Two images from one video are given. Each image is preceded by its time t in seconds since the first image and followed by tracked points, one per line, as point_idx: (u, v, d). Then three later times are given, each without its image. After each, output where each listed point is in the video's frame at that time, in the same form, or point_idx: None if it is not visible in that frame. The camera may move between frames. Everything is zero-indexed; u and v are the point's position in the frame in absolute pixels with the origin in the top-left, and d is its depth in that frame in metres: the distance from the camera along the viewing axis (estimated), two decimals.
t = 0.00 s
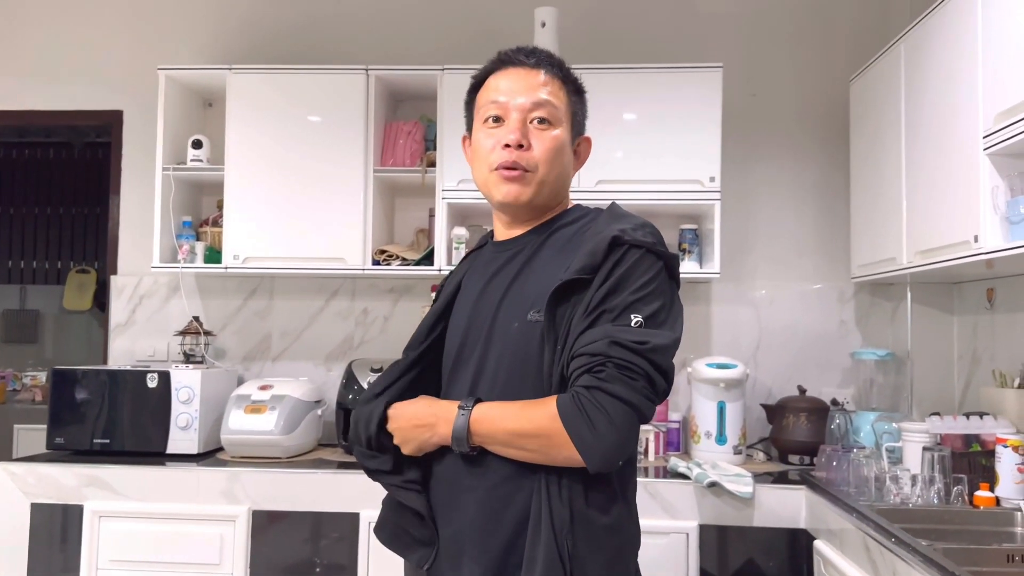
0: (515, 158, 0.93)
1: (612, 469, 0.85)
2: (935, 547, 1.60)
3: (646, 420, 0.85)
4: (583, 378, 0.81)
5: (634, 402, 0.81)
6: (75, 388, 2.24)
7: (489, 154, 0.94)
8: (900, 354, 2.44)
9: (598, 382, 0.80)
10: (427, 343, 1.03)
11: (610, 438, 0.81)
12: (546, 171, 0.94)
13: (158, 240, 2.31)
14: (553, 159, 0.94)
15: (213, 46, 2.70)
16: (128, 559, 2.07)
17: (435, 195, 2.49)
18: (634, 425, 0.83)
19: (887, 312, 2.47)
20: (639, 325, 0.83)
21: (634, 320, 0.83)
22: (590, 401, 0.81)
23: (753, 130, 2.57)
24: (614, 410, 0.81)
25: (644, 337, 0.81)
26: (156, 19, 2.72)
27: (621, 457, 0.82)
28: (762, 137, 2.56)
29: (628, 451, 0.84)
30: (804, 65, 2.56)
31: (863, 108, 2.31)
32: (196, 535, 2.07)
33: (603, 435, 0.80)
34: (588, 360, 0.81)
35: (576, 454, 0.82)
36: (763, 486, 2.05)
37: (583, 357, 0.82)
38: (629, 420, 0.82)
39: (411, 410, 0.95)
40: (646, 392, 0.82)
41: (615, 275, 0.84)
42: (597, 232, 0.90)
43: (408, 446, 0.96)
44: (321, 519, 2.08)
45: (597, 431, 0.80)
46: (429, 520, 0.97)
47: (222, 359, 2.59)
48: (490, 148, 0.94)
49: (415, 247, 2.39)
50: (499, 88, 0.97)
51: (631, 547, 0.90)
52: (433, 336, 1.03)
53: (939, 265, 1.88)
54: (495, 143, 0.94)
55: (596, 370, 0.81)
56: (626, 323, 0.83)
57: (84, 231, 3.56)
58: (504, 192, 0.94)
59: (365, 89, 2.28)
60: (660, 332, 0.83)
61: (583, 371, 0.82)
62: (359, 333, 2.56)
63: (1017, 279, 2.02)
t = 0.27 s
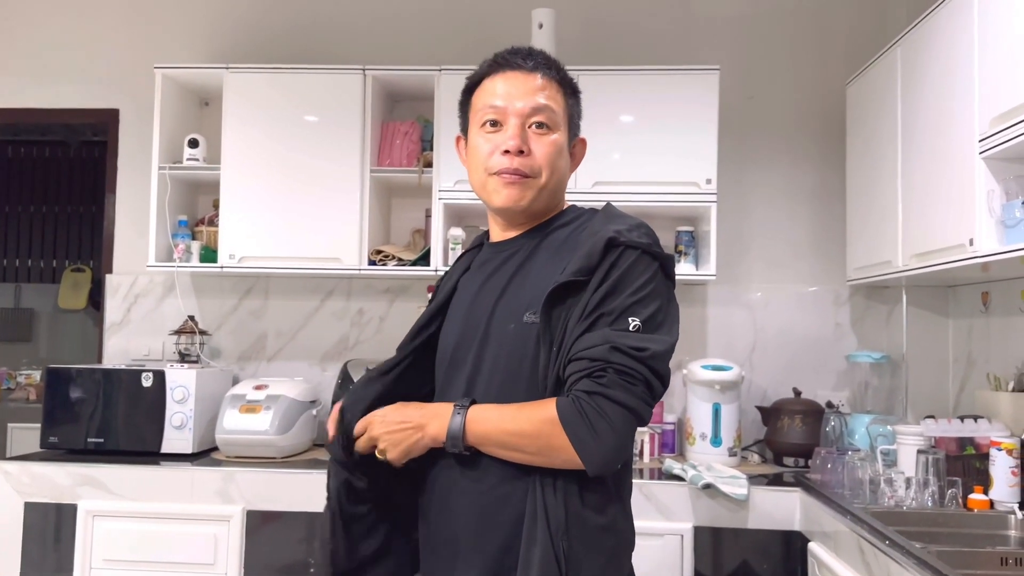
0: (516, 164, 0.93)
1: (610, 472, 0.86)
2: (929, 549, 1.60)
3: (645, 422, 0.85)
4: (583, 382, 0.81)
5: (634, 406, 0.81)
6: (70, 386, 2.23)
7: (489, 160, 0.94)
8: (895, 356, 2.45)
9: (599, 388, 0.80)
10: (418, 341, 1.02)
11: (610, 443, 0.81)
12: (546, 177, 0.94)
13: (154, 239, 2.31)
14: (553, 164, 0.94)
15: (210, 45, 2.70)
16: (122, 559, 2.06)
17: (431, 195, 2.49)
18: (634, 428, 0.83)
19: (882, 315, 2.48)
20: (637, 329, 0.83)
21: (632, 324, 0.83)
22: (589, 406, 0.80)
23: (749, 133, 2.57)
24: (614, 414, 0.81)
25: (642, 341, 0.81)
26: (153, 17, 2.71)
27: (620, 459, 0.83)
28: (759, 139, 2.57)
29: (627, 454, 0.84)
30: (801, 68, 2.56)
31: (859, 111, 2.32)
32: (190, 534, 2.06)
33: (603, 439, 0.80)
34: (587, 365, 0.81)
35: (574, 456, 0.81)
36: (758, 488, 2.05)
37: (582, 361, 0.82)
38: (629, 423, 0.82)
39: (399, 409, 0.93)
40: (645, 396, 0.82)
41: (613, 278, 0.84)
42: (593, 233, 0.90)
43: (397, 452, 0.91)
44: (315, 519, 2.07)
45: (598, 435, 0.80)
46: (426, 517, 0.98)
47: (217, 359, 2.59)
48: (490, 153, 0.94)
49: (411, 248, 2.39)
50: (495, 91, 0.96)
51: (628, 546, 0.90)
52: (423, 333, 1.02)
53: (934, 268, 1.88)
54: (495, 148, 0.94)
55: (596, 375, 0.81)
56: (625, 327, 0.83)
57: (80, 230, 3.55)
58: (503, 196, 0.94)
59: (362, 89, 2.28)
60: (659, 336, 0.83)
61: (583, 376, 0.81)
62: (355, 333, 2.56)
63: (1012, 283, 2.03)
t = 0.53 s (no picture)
0: (514, 167, 0.92)
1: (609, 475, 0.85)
2: (925, 551, 1.60)
3: (641, 426, 0.85)
4: (580, 386, 0.81)
5: (631, 411, 0.81)
6: (65, 384, 2.23)
7: (488, 162, 0.94)
8: (892, 359, 2.45)
9: (597, 393, 0.80)
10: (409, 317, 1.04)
11: (609, 447, 0.81)
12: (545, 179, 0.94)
13: (150, 237, 2.31)
14: (552, 167, 0.94)
15: (208, 43, 2.69)
16: (116, 557, 2.06)
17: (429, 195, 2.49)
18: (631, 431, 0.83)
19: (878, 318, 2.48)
20: (635, 333, 0.83)
21: (630, 328, 0.83)
22: (587, 411, 0.80)
23: (747, 135, 2.57)
24: (612, 419, 0.80)
25: (640, 346, 0.81)
26: (150, 15, 2.71)
27: (617, 463, 0.82)
28: (756, 141, 2.57)
29: (624, 457, 0.84)
30: (799, 70, 2.57)
31: (857, 114, 2.32)
32: (185, 533, 2.06)
33: (601, 444, 0.80)
34: (586, 369, 0.81)
35: (572, 459, 0.81)
36: (753, 490, 2.05)
37: (580, 366, 0.81)
38: (626, 428, 0.82)
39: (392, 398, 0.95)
40: (643, 401, 0.82)
41: (611, 282, 0.84)
42: (591, 236, 0.89)
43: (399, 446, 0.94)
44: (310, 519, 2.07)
45: (596, 441, 0.80)
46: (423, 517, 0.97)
47: (213, 357, 2.58)
48: (486, 155, 0.94)
49: (408, 248, 2.39)
50: (492, 93, 0.95)
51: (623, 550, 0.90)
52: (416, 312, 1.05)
53: (930, 271, 1.88)
54: (493, 150, 0.93)
55: (594, 379, 0.80)
56: (622, 331, 0.83)
57: (76, 227, 3.54)
58: (501, 199, 0.94)
59: (360, 88, 2.27)
60: (656, 339, 0.83)
61: (580, 380, 0.81)
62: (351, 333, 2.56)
63: (1009, 286, 2.03)
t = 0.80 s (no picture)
0: (514, 168, 0.92)
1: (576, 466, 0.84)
2: (919, 555, 1.61)
3: (618, 418, 0.83)
4: (555, 373, 0.81)
5: (604, 399, 0.80)
6: (60, 382, 2.22)
7: (488, 164, 0.94)
8: (887, 363, 2.45)
9: (567, 377, 0.80)
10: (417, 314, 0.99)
11: (577, 435, 0.79)
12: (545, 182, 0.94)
13: (146, 235, 2.30)
14: (553, 169, 0.94)
15: (206, 41, 2.69)
16: (109, 556, 2.05)
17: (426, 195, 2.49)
18: (603, 424, 0.81)
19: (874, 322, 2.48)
20: (615, 324, 0.82)
21: (609, 318, 0.83)
22: (559, 396, 0.80)
23: (745, 137, 2.58)
24: (583, 406, 0.79)
25: (616, 333, 0.81)
26: (149, 12, 2.70)
27: (587, 453, 0.81)
28: (753, 144, 2.57)
29: (596, 449, 0.82)
30: (797, 73, 2.57)
31: (854, 117, 2.33)
32: (179, 532, 2.05)
33: (571, 431, 0.79)
34: (561, 356, 0.81)
35: (543, 447, 0.81)
36: (747, 492, 2.05)
37: (556, 352, 0.82)
38: (599, 417, 0.80)
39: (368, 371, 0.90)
40: (616, 388, 0.81)
41: (595, 274, 0.84)
42: (583, 231, 0.89)
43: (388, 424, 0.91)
44: (305, 519, 2.06)
45: (563, 426, 0.79)
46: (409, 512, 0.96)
47: (208, 356, 2.58)
48: (486, 156, 0.94)
49: (405, 248, 2.39)
50: (492, 93, 0.95)
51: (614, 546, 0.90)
52: (424, 307, 0.99)
53: (926, 275, 1.89)
54: (493, 152, 0.93)
55: (566, 365, 0.80)
56: (602, 321, 0.83)
57: (73, 225, 3.53)
58: (501, 200, 0.94)
59: (358, 88, 2.27)
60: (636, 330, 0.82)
61: (555, 366, 0.81)
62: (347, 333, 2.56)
63: (1005, 291, 2.04)
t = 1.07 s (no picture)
0: (513, 167, 0.92)
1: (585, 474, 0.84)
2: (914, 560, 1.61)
3: (625, 426, 0.83)
4: (564, 381, 0.80)
5: (612, 409, 0.80)
6: (55, 380, 2.21)
7: (487, 165, 0.93)
8: (883, 368, 2.46)
9: (577, 386, 0.79)
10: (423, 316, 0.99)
11: (586, 444, 0.79)
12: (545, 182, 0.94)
13: (143, 234, 2.30)
14: (552, 170, 0.94)
15: (205, 40, 2.69)
16: (103, 555, 2.04)
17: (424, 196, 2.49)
18: (612, 432, 0.81)
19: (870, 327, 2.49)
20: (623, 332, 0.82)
21: (618, 326, 0.82)
22: (569, 405, 0.79)
23: (743, 142, 2.58)
24: (592, 415, 0.79)
25: (625, 342, 0.80)
26: (148, 11, 2.70)
27: (596, 462, 0.81)
28: (752, 149, 2.58)
29: (604, 458, 0.82)
30: (795, 78, 2.57)
31: (852, 122, 2.33)
32: (173, 532, 2.05)
33: (581, 440, 0.79)
34: (570, 363, 0.80)
35: (551, 453, 0.81)
36: (743, 496, 2.04)
37: (565, 360, 0.81)
38: (607, 426, 0.80)
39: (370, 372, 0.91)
40: (625, 397, 0.81)
41: (602, 279, 0.83)
42: (587, 234, 0.89)
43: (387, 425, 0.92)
44: (299, 520, 2.06)
45: (573, 436, 0.79)
46: (409, 510, 0.96)
47: (204, 356, 2.57)
48: (485, 157, 0.94)
49: (403, 249, 2.38)
50: (491, 94, 0.95)
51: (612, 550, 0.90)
52: (430, 305, 1.00)
53: (923, 280, 1.89)
54: (492, 152, 0.93)
55: (576, 373, 0.80)
56: (610, 329, 0.82)
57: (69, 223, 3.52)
58: (500, 200, 0.93)
59: (357, 89, 2.27)
60: (644, 338, 0.82)
61: (564, 374, 0.81)
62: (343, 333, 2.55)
63: (1001, 296, 2.04)
